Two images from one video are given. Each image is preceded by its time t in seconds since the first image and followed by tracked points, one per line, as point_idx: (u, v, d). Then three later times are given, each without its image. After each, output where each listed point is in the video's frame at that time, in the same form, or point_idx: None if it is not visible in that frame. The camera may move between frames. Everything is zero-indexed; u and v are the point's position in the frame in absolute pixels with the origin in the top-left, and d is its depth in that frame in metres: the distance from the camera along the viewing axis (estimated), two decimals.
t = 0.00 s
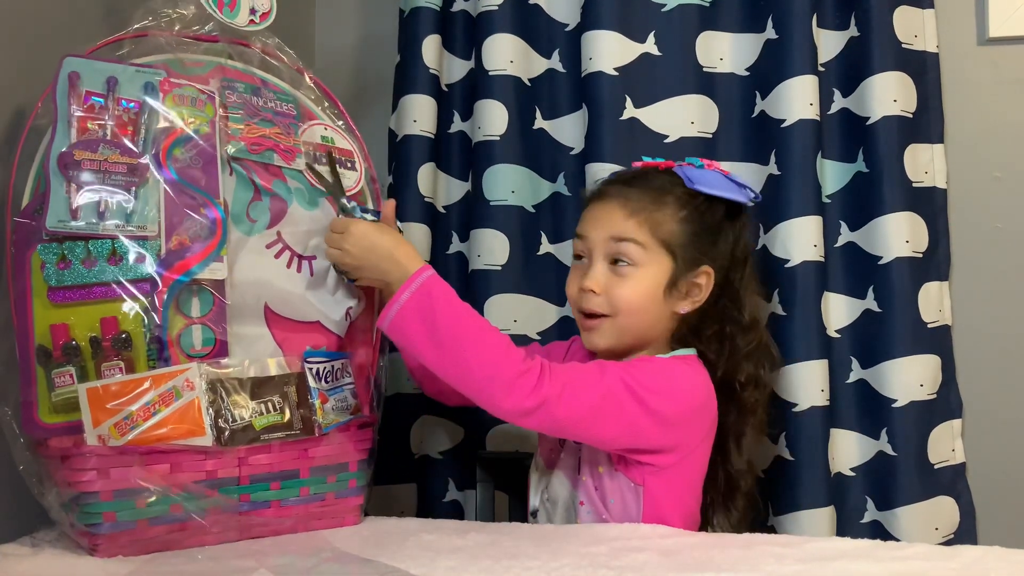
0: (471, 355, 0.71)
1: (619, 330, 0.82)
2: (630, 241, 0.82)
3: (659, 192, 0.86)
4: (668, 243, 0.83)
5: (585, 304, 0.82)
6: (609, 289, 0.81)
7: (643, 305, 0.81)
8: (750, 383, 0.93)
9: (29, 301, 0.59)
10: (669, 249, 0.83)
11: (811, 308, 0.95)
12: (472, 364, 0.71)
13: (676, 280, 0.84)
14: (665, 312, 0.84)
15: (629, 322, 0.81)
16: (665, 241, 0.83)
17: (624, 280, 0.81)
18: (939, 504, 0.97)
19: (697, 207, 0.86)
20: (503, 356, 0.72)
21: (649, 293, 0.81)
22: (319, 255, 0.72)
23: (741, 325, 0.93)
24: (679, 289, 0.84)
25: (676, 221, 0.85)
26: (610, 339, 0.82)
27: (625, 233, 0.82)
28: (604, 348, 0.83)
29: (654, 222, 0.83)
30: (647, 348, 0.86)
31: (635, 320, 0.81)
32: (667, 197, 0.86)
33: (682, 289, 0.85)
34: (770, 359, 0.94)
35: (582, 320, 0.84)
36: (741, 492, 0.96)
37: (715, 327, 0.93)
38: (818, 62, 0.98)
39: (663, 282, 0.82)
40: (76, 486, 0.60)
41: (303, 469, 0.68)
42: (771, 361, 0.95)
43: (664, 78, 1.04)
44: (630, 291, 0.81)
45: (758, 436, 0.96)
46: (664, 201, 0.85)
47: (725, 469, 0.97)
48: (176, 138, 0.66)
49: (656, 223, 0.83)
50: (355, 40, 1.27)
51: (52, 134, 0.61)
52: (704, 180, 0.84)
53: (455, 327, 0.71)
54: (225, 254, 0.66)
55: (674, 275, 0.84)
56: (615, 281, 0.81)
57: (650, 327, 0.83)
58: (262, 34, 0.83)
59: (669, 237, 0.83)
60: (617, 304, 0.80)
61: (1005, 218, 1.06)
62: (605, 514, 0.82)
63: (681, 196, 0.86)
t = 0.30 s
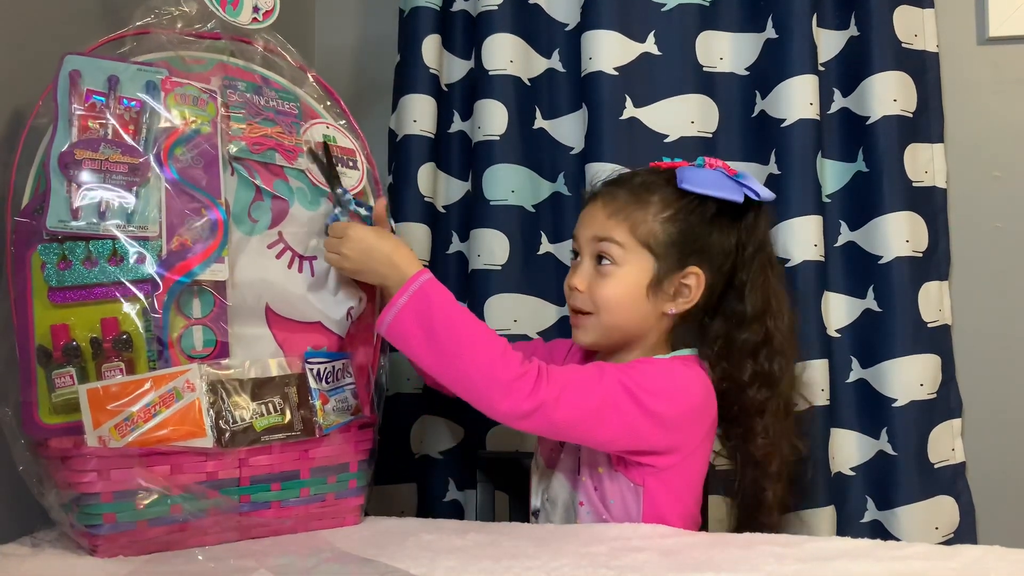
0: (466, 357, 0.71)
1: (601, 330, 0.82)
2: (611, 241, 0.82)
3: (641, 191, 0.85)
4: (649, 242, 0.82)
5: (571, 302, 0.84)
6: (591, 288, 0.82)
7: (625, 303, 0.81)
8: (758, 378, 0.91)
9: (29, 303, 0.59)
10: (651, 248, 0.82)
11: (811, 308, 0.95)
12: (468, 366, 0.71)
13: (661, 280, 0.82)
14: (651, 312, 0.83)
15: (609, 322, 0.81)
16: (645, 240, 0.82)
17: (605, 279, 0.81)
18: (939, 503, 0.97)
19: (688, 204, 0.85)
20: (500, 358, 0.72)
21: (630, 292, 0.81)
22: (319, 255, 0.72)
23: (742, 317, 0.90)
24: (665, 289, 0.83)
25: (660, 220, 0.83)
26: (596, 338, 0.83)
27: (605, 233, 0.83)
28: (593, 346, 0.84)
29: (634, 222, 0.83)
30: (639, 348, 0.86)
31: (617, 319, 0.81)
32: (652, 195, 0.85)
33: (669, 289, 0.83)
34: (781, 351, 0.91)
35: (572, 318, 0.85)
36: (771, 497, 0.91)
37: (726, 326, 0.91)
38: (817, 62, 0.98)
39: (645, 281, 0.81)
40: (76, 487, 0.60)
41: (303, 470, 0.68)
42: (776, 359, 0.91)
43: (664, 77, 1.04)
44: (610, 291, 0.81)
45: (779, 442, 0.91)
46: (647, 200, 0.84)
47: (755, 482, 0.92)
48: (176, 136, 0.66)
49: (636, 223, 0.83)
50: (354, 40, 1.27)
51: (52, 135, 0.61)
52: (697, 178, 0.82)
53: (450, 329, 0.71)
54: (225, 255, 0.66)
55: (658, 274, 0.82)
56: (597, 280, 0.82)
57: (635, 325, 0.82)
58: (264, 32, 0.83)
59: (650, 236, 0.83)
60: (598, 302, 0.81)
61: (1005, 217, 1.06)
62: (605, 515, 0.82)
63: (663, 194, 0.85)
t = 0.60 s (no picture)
0: (463, 357, 0.71)
1: (598, 330, 0.82)
2: (609, 242, 0.82)
3: (641, 192, 0.85)
4: (647, 243, 0.82)
5: (569, 302, 0.84)
6: (588, 288, 0.82)
7: (621, 305, 0.81)
8: (749, 384, 0.90)
9: (29, 302, 0.59)
10: (648, 249, 0.82)
11: (812, 308, 0.96)
12: (466, 366, 0.71)
13: (658, 281, 0.82)
14: (648, 313, 0.83)
15: (605, 323, 0.82)
16: (643, 242, 0.82)
17: (602, 280, 0.82)
18: (939, 503, 0.97)
19: (687, 206, 0.85)
20: (497, 357, 0.72)
21: (626, 293, 0.81)
22: (318, 255, 0.72)
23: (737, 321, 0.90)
24: (662, 291, 0.83)
25: (658, 221, 0.83)
26: (592, 338, 0.83)
27: (603, 234, 0.83)
28: (590, 346, 0.84)
29: (632, 223, 0.83)
30: (637, 349, 0.86)
31: (614, 320, 0.81)
32: (651, 196, 0.85)
33: (666, 291, 0.83)
34: (776, 358, 0.90)
35: (570, 318, 0.85)
36: (762, 501, 0.90)
37: (721, 329, 0.90)
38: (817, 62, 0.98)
39: (642, 282, 0.82)
40: (76, 486, 0.60)
41: (303, 469, 0.68)
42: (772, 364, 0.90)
43: (664, 77, 1.04)
44: (607, 292, 0.81)
45: (769, 448, 0.89)
46: (646, 201, 0.84)
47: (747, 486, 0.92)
48: (175, 137, 0.66)
49: (634, 224, 0.83)
50: (354, 40, 1.27)
51: (52, 135, 0.61)
52: (699, 180, 0.82)
53: (448, 329, 0.71)
54: (225, 254, 0.66)
55: (656, 276, 0.82)
56: (594, 280, 0.82)
57: (631, 327, 0.83)
58: (263, 33, 0.83)
59: (648, 237, 0.83)
60: (594, 303, 0.81)
61: (1005, 217, 1.06)
62: (605, 515, 0.82)
63: (662, 195, 0.84)
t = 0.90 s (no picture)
0: (462, 357, 0.71)
1: (594, 327, 0.82)
2: (608, 239, 0.83)
3: (644, 191, 0.85)
4: (646, 243, 0.82)
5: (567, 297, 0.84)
6: (586, 284, 0.82)
7: (617, 303, 0.81)
8: (753, 396, 0.90)
9: (30, 301, 0.59)
10: (647, 248, 0.82)
11: (812, 308, 0.96)
12: (464, 366, 0.71)
13: (655, 282, 0.82)
14: (644, 312, 0.83)
15: (601, 320, 0.82)
16: (642, 241, 0.82)
17: (600, 277, 0.82)
18: (939, 503, 0.97)
19: (689, 206, 0.84)
20: (496, 358, 0.72)
21: (623, 291, 0.81)
22: (317, 255, 0.72)
23: (743, 331, 0.90)
24: (659, 291, 0.83)
25: (658, 221, 0.83)
26: (588, 334, 0.83)
27: (603, 231, 0.83)
28: (587, 342, 0.84)
29: (632, 222, 0.83)
30: (635, 348, 0.86)
31: (609, 318, 0.81)
32: (654, 196, 0.85)
33: (664, 292, 0.83)
34: (780, 370, 0.90)
35: (568, 314, 0.86)
36: (756, 510, 0.91)
37: (726, 337, 0.91)
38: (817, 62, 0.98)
39: (639, 282, 0.81)
40: (77, 485, 0.60)
41: (303, 468, 0.68)
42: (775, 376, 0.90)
43: (664, 77, 1.04)
44: (603, 289, 0.81)
45: (771, 458, 0.90)
46: (648, 201, 0.84)
47: (743, 495, 0.92)
48: (176, 137, 0.66)
49: (634, 223, 0.83)
50: (355, 41, 1.27)
51: (54, 136, 0.61)
52: (703, 182, 0.82)
53: (448, 330, 0.71)
54: (225, 254, 0.66)
55: (654, 276, 0.82)
56: (592, 277, 0.82)
57: (627, 325, 0.82)
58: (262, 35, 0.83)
59: (648, 237, 0.83)
60: (590, 299, 0.81)
61: (1005, 217, 1.06)
62: (604, 515, 0.82)
63: (665, 196, 0.84)
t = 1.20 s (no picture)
0: (463, 359, 0.71)
1: (593, 324, 0.82)
2: (612, 236, 0.83)
3: (650, 188, 0.85)
4: (650, 241, 0.82)
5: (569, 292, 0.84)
6: (588, 280, 0.82)
7: (617, 301, 0.81)
8: (761, 403, 0.90)
9: (29, 301, 0.59)
10: (651, 247, 0.82)
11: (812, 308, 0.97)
12: (465, 367, 0.71)
13: (657, 281, 0.82)
14: (644, 312, 0.83)
15: (601, 317, 0.82)
16: (646, 239, 0.82)
17: (602, 274, 0.82)
18: (939, 503, 0.97)
19: (694, 208, 0.84)
20: (498, 360, 0.72)
21: (625, 289, 0.81)
22: (317, 256, 0.72)
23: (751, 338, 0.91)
24: (660, 291, 0.83)
25: (663, 221, 0.83)
26: (588, 331, 0.83)
27: (608, 227, 0.83)
28: (586, 338, 0.84)
29: (637, 221, 0.83)
30: (634, 349, 0.86)
31: (609, 316, 0.81)
32: (660, 195, 0.85)
33: (664, 293, 0.83)
34: (788, 378, 0.90)
35: (569, 309, 0.86)
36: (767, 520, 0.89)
37: (734, 345, 0.92)
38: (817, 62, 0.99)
39: (640, 281, 0.81)
40: (76, 484, 0.59)
41: (302, 468, 0.68)
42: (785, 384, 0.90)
43: (665, 77, 1.04)
44: (604, 286, 0.81)
45: (779, 467, 0.89)
46: (654, 200, 0.84)
47: (753, 506, 0.91)
48: (175, 138, 0.66)
49: (639, 222, 0.83)
50: (354, 41, 1.27)
51: (53, 136, 0.61)
52: (710, 185, 0.81)
53: (449, 333, 0.71)
54: (225, 254, 0.66)
55: (656, 275, 0.82)
56: (594, 273, 0.82)
57: (626, 324, 0.82)
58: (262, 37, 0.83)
59: (652, 236, 0.83)
60: (591, 295, 0.81)
61: (1006, 217, 1.06)
62: (604, 516, 0.82)
63: (671, 196, 0.84)
